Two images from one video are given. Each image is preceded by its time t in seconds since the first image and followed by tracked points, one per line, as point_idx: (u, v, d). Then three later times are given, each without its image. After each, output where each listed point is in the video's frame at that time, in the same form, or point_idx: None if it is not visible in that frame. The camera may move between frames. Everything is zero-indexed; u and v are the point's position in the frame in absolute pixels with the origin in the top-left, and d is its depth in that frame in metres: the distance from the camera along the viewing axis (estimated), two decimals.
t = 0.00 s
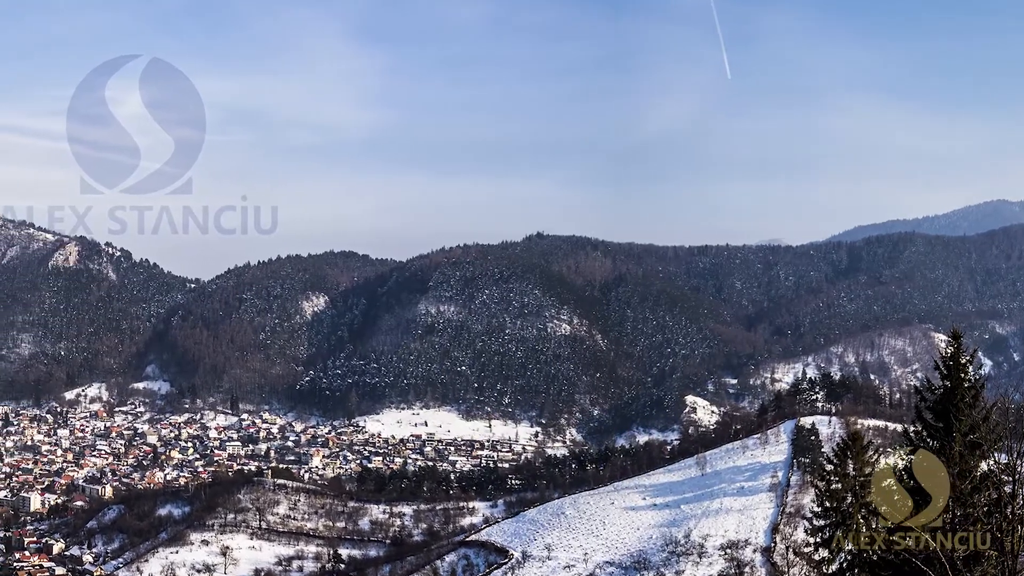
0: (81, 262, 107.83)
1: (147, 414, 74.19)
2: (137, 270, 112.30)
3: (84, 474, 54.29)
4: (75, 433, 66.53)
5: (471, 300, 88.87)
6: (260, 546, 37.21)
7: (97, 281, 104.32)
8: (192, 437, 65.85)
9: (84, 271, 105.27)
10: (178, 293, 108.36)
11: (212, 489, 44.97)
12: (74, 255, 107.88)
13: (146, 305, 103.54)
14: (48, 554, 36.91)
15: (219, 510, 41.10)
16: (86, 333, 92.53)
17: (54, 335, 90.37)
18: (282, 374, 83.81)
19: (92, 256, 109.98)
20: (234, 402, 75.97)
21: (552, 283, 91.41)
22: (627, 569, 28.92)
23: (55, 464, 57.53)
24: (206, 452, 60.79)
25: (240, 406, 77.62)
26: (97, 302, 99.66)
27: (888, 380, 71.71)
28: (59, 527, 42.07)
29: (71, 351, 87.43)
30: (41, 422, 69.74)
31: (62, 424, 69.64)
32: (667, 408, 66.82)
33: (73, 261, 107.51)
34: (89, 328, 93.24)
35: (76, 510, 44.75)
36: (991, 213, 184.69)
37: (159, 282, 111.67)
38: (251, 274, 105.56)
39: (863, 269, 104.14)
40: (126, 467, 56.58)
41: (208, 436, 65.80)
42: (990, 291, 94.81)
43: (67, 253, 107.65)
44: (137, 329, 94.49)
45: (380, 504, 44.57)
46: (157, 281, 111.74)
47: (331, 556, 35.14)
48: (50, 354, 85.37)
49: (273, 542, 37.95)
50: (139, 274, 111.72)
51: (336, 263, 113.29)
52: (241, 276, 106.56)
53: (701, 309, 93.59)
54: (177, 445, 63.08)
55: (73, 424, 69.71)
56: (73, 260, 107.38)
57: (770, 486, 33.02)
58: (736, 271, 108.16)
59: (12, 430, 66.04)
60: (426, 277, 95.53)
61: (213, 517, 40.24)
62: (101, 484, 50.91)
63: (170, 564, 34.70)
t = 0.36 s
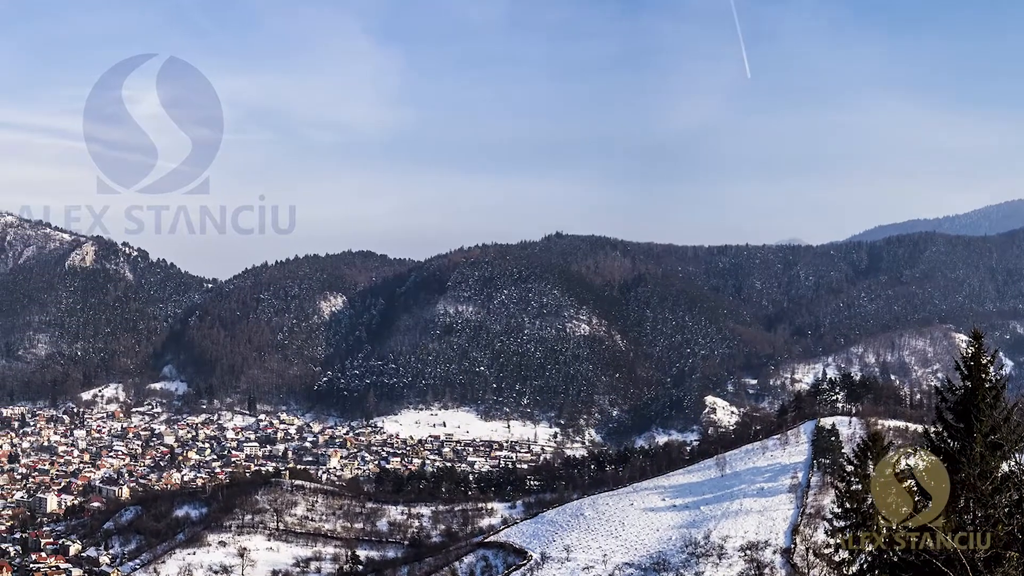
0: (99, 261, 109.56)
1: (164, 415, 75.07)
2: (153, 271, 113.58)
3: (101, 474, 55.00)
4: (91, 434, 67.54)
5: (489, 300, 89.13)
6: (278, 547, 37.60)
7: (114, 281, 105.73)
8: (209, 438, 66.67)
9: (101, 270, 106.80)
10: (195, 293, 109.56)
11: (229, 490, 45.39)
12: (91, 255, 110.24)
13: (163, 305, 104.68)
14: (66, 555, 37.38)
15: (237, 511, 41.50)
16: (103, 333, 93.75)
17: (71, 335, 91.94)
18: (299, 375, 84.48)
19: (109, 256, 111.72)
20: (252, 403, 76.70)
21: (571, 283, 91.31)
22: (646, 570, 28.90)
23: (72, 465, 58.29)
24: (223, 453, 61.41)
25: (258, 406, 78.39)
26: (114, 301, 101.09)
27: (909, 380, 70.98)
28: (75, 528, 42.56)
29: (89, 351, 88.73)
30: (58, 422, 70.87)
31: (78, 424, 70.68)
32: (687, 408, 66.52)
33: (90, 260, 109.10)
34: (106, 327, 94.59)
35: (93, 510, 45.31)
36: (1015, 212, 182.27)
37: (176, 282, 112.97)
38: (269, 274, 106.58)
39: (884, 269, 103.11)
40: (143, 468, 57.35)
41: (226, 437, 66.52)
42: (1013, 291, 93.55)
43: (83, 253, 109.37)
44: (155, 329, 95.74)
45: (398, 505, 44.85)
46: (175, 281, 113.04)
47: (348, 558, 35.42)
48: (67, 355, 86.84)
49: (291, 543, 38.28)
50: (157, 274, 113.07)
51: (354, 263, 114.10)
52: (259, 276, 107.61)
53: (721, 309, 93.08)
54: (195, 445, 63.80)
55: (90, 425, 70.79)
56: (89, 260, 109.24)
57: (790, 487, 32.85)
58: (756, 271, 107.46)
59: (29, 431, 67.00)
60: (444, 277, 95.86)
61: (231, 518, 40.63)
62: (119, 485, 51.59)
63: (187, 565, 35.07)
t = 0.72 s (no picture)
0: (115, 261, 111.00)
1: (180, 416, 75.93)
2: (171, 270, 114.86)
3: (117, 475, 55.74)
4: (108, 435, 68.53)
5: (507, 300, 89.26)
6: (296, 549, 37.97)
7: (130, 281, 107.03)
8: (226, 438, 67.41)
9: (117, 270, 108.17)
10: (212, 293, 110.70)
11: (246, 491, 45.85)
12: (108, 254, 111.61)
13: (180, 305, 105.85)
14: (82, 556, 37.98)
15: (254, 512, 41.92)
16: (120, 333, 95.02)
17: (88, 335, 93.40)
18: (317, 375, 85.17)
19: (127, 256, 113.15)
20: (269, 403, 77.45)
21: (590, 283, 91.20)
22: (666, 571, 28.85)
23: (88, 466, 59.08)
24: (240, 454, 62.00)
25: (275, 406, 79.12)
26: (130, 301, 102.34)
27: (930, 380, 70.20)
28: (92, 529, 43.16)
29: (106, 352, 89.94)
30: (75, 424, 71.92)
31: (96, 425, 71.77)
32: (706, 408, 66.25)
33: (107, 260, 110.52)
34: (123, 328, 95.88)
35: (109, 512, 45.90)
36: None
37: (193, 281, 114.21)
38: (286, 274, 107.50)
39: (904, 269, 102.01)
40: (159, 469, 58.06)
41: (243, 438, 67.21)
42: None
43: (101, 253, 110.81)
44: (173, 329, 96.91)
45: (416, 506, 45.14)
46: (192, 280, 114.26)
47: (366, 560, 35.70)
48: (83, 356, 88.16)
49: (309, 544, 38.62)
50: (174, 274, 114.29)
51: (372, 263, 114.77)
52: (276, 276, 108.58)
53: (741, 309, 92.53)
54: (212, 446, 64.48)
55: (106, 426, 71.80)
56: (106, 260, 110.60)
57: (810, 488, 32.67)
58: (776, 270, 106.71)
59: (46, 432, 68.05)
60: (463, 277, 96.10)
61: (248, 520, 41.06)
62: (135, 487, 52.24)
63: (204, 567, 35.46)
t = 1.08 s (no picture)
0: (132, 261, 112.28)
1: (198, 416, 76.78)
2: (187, 270, 116.06)
3: (134, 476, 56.52)
4: (125, 435, 69.49)
5: (526, 300, 89.38)
6: (314, 550, 38.35)
7: (147, 281, 108.28)
8: (244, 439, 68.22)
9: (134, 270, 109.46)
10: (229, 293, 111.78)
11: (263, 492, 46.32)
12: (124, 254, 112.87)
13: (197, 305, 106.99)
14: (99, 557, 38.58)
15: (272, 513, 42.39)
16: (137, 333, 96.26)
17: (104, 336, 94.75)
18: (334, 376, 85.82)
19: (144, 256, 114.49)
20: (286, 404, 78.16)
21: (609, 283, 91.02)
22: (685, 572, 28.81)
23: (105, 467, 59.96)
24: (257, 455, 62.62)
25: (292, 407, 79.83)
26: (146, 302, 103.52)
27: (950, 381, 69.41)
28: (110, 530, 43.80)
29: (122, 352, 91.12)
30: (91, 425, 72.95)
31: (112, 425, 72.83)
32: (726, 408, 65.94)
33: (123, 260, 111.81)
34: (139, 329, 97.11)
35: (126, 513, 46.54)
36: None
37: (210, 281, 115.37)
38: (304, 274, 108.35)
39: (925, 269, 100.89)
40: (176, 470, 58.79)
41: (260, 439, 67.96)
42: None
43: (118, 253, 112.15)
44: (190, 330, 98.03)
45: (434, 507, 45.43)
46: (209, 280, 115.45)
47: (385, 560, 35.98)
48: (101, 356, 89.40)
49: (327, 545, 38.96)
50: (190, 274, 115.47)
51: (389, 263, 115.41)
52: (294, 276, 109.46)
53: (761, 309, 91.92)
54: (229, 447, 65.17)
55: (123, 426, 72.79)
56: (123, 259, 111.86)
57: (830, 489, 32.50)
58: (795, 270, 105.94)
59: (63, 432, 69.12)
60: (480, 277, 96.33)
61: (265, 521, 41.51)
62: (151, 488, 52.93)
63: (221, 568, 35.89)
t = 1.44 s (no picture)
0: (149, 261, 113.61)
1: (216, 416, 77.69)
2: (204, 270, 117.34)
3: (152, 477, 57.25)
4: (142, 436, 70.46)
5: (545, 300, 89.49)
6: (332, 551, 38.71)
7: (164, 281, 109.57)
8: (261, 439, 69.00)
9: (151, 270, 110.86)
10: (246, 293, 112.91)
11: (280, 493, 46.79)
12: (141, 254, 114.20)
13: (214, 305, 108.16)
14: (116, 558, 39.23)
15: (290, 514, 42.85)
16: (153, 333, 97.50)
17: (121, 336, 96.09)
18: (352, 376, 86.47)
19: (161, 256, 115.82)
20: (303, 405, 78.88)
21: (629, 283, 90.88)
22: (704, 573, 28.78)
23: (122, 467, 60.89)
24: (274, 456, 63.26)
25: (311, 407, 80.51)
26: (163, 301, 104.78)
27: (972, 381, 68.62)
28: (127, 531, 44.46)
29: (139, 353, 92.38)
30: (108, 425, 74.01)
31: (129, 426, 73.85)
32: (745, 409, 65.64)
33: (140, 259, 113.16)
34: (155, 329, 98.38)
35: (144, 514, 47.22)
36: None
37: (227, 281, 116.59)
38: (322, 274, 109.26)
39: (946, 269, 99.77)
40: (194, 471, 59.60)
41: (278, 439, 68.74)
42: None
43: (134, 253, 113.56)
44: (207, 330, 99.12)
45: (453, 507, 45.69)
46: (226, 280, 116.65)
47: (404, 561, 36.23)
48: (117, 357, 90.63)
49: (344, 546, 39.29)
50: (207, 274, 116.71)
51: (407, 263, 116.04)
52: (312, 276, 110.34)
53: (781, 309, 91.27)
54: (247, 448, 65.89)
55: (139, 427, 73.79)
56: (140, 259, 113.10)
57: (850, 490, 32.34)
58: (815, 270, 105.13)
59: (80, 433, 70.27)
60: (499, 277, 96.55)
61: (283, 522, 41.97)
62: (168, 488, 53.67)
63: (239, 569, 36.36)
